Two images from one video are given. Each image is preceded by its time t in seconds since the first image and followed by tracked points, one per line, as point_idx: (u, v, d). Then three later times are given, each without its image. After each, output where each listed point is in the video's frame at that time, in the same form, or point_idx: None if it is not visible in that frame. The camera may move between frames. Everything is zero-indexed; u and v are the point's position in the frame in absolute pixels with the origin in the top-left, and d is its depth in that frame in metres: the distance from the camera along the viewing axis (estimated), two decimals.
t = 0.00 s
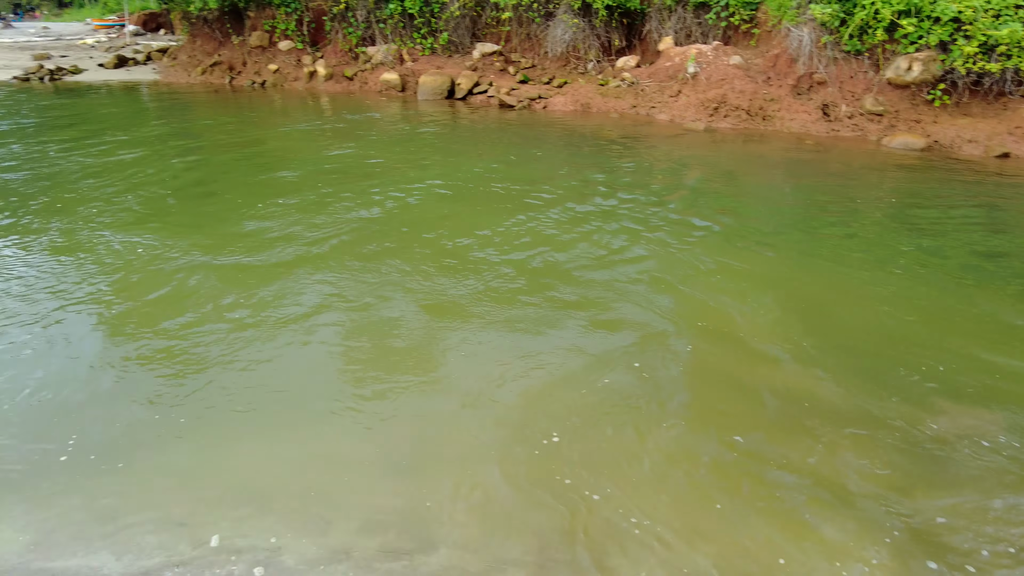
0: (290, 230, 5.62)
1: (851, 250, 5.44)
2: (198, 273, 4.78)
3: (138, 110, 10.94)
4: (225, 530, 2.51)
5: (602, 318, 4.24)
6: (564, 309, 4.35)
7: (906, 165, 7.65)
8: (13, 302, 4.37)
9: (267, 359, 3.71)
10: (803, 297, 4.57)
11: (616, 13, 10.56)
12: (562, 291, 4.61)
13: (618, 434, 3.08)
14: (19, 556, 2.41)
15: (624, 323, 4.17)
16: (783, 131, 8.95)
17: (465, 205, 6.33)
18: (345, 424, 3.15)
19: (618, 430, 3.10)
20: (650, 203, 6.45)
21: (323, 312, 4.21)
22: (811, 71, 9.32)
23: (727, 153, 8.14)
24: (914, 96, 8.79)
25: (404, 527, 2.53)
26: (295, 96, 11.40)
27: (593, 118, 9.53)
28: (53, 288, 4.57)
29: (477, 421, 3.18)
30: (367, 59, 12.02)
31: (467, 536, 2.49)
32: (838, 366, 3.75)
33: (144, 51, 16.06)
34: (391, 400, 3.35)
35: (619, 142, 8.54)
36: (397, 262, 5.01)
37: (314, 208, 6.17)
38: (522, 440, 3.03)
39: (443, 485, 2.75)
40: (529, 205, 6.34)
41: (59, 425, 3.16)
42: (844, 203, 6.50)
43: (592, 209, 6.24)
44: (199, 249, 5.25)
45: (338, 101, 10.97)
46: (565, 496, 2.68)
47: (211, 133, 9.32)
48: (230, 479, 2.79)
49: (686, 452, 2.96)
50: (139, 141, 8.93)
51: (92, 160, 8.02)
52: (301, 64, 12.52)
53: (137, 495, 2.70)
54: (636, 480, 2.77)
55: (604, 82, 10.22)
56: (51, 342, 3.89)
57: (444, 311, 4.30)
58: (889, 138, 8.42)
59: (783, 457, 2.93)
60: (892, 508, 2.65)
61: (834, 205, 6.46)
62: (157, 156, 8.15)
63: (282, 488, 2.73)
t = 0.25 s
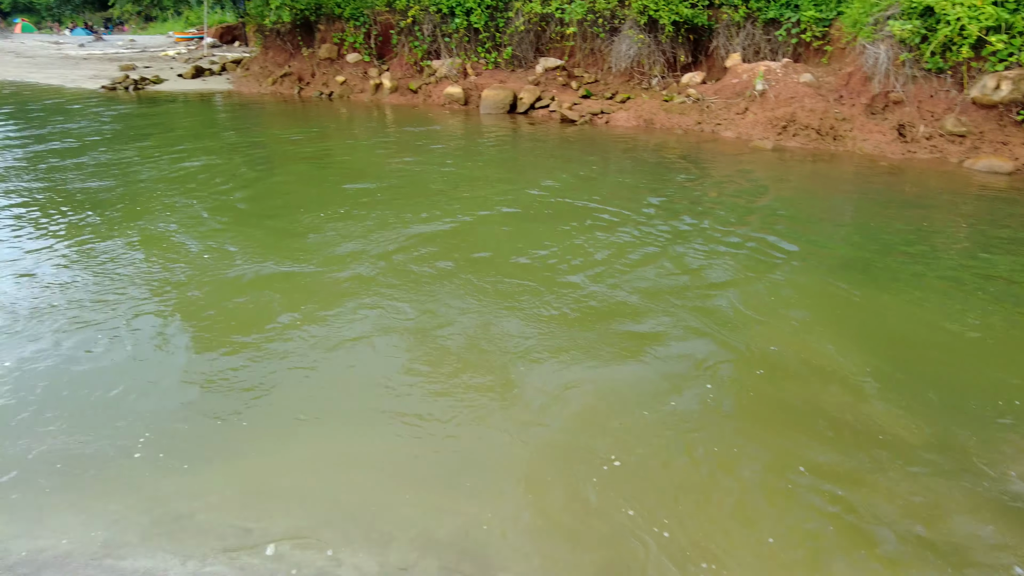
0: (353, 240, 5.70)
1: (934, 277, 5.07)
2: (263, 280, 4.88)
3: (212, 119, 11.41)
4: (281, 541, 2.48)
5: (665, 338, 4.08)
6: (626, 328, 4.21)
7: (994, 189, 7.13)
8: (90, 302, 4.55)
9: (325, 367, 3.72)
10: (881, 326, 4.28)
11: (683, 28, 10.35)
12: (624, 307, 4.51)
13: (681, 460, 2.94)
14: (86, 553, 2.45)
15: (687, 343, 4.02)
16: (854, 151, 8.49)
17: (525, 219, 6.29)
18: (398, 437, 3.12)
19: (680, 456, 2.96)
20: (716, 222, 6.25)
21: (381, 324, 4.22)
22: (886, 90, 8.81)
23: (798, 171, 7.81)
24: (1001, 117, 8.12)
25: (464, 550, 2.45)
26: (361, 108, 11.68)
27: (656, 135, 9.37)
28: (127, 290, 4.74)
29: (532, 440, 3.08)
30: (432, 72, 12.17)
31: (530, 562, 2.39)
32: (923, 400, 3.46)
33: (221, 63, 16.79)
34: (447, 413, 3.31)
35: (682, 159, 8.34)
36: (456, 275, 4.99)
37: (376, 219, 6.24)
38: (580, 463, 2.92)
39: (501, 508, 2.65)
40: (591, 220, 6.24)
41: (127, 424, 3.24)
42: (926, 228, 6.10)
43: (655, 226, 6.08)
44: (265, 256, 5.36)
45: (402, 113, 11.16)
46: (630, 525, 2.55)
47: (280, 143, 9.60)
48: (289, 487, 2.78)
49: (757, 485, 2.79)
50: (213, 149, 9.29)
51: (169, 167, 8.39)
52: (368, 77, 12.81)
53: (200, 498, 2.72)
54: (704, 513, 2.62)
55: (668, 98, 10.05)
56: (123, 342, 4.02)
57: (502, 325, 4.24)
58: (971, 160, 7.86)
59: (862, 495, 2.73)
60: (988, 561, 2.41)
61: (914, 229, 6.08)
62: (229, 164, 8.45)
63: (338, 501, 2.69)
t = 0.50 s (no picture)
0: (402, 259, 5.74)
1: (1010, 313, 4.76)
2: (312, 298, 4.94)
3: (269, 135, 11.75)
4: (324, 565, 2.45)
5: (717, 367, 3.94)
6: (676, 356, 4.08)
7: None
8: (146, 315, 4.68)
9: (370, 386, 3.73)
10: (950, 364, 4.02)
11: (737, 49, 10.03)
12: (674, 333, 4.41)
13: (734, 500, 2.81)
14: (134, 567, 2.47)
15: (739, 373, 3.87)
16: (916, 177, 7.98)
17: (573, 240, 6.22)
18: (442, 461, 3.07)
19: (734, 495, 2.83)
20: (772, 248, 6.03)
21: (425, 345, 4.20)
22: (953, 114, 8.32)
23: (858, 195, 7.52)
24: None
25: None
26: (412, 126, 11.87)
27: (708, 157, 9.19)
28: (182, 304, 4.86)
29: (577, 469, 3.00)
30: (483, 91, 12.30)
31: None
32: (997, 447, 3.22)
33: (279, 81, 17.33)
34: (490, 438, 3.24)
35: (736, 181, 8.13)
36: (503, 298, 4.95)
37: (425, 238, 6.27)
38: (628, 497, 2.82)
39: (548, 542, 2.57)
40: (640, 243, 6.13)
41: (176, 438, 3.28)
42: (999, 259, 5.76)
43: (707, 251, 5.93)
44: (316, 273, 5.43)
45: (452, 132, 11.28)
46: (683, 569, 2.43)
47: (333, 159, 9.81)
48: (331, 507, 2.76)
49: (815, 531, 2.64)
50: (269, 164, 9.54)
51: (227, 181, 8.65)
52: (420, 95, 13.03)
53: (245, 516, 2.71)
54: (762, 560, 2.49)
55: (721, 120, 9.88)
56: (175, 356, 4.11)
57: (547, 349, 4.18)
58: None
59: (933, 549, 2.56)
60: None
61: (986, 259, 5.75)
62: (283, 180, 8.65)
63: (382, 524, 2.65)
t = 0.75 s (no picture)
0: (434, 285, 5.77)
1: None
2: (344, 323, 5.00)
3: (307, 159, 12.05)
4: None
5: (751, 403, 3.87)
6: (709, 390, 4.01)
7: None
8: (180, 338, 4.78)
9: (397, 413, 3.77)
10: (999, 403, 3.86)
11: (774, 79, 9.93)
12: (707, 364, 4.36)
13: (762, 547, 2.77)
14: None
15: (770, 409, 3.80)
16: (959, 208, 7.70)
17: (605, 268, 6.19)
18: (468, 495, 3.10)
19: (761, 541, 2.80)
20: (809, 279, 5.89)
21: (455, 373, 4.22)
22: (999, 144, 8.06)
23: (899, 226, 7.34)
24: None
25: None
26: (446, 153, 12.06)
27: (743, 186, 9.09)
28: (217, 327, 4.96)
29: (602, 509, 3.00)
30: (517, 119, 12.45)
31: None
32: None
33: (319, 106, 17.79)
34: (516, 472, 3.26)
35: (771, 210, 8.01)
36: (533, 326, 4.94)
37: (457, 265, 6.31)
38: (653, 541, 2.81)
39: None
40: (673, 272, 6.08)
41: (210, 464, 3.35)
42: None
43: (741, 282, 5.84)
44: (348, 298, 5.49)
45: (485, 159, 11.39)
46: None
47: (368, 184, 10.00)
48: (359, 542, 2.81)
49: None
50: (306, 189, 9.75)
51: (264, 205, 8.88)
52: (455, 122, 13.25)
53: (276, 549, 2.77)
54: None
55: (757, 149, 9.78)
56: (208, 380, 4.18)
57: (577, 379, 4.15)
58: None
59: None
60: None
61: None
62: (319, 203, 8.82)
63: (410, 563, 2.70)
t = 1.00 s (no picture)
0: (453, 325, 5.75)
1: None
2: (362, 363, 4.98)
3: (332, 199, 12.28)
4: None
5: (776, 450, 3.76)
6: (732, 437, 3.90)
7: None
8: (197, 378, 4.78)
9: (414, 453, 3.76)
10: None
11: (795, 121, 9.97)
12: (731, 409, 4.24)
13: None
14: None
15: (793, 454, 3.71)
16: (989, 251, 7.54)
17: (625, 309, 6.13)
18: (485, 539, 3.06)
19: None
20: (835, 322, 5.76)
21: (473, 416, 4.17)
22: None
23: (926, 268, 7.21)
24: None
25: None
26: (469, 193, 12.23)
27: (766, 227, 9.04)
28: (235, 366, 4.97)
29: (620, 556, 2.93)
30: (538, 160, 12.62)
31: None
32: None
33: (344, 147, 18.20)
34: (533, 516, 3.21)
35: (794, 252, 7.92)
36: (552, 368, 4.88)
37: (476, 305, 6.30)
38: None
39: None
40: (695, 313, 5.99)
41: (226, 507, 3.33)
42: None
43: (765, 324, 5.73)
44: (367, 338, 5.49)
45: (507, 199, 11.51)
46: None
47: (390, 223, 10.14)
48: None
49: None
50: (329, 228, 9.89)
51: (288, 243, 9.02)
52: (478, 163, 13.47)
53: None
54: None
55: (779, 191, 9.76)
56: (224, 421, 4.16)
57: (596, 423, 4.07)
58: None
59: None
60: None
61: None
62: (342, 242, 8.95)
63: None
